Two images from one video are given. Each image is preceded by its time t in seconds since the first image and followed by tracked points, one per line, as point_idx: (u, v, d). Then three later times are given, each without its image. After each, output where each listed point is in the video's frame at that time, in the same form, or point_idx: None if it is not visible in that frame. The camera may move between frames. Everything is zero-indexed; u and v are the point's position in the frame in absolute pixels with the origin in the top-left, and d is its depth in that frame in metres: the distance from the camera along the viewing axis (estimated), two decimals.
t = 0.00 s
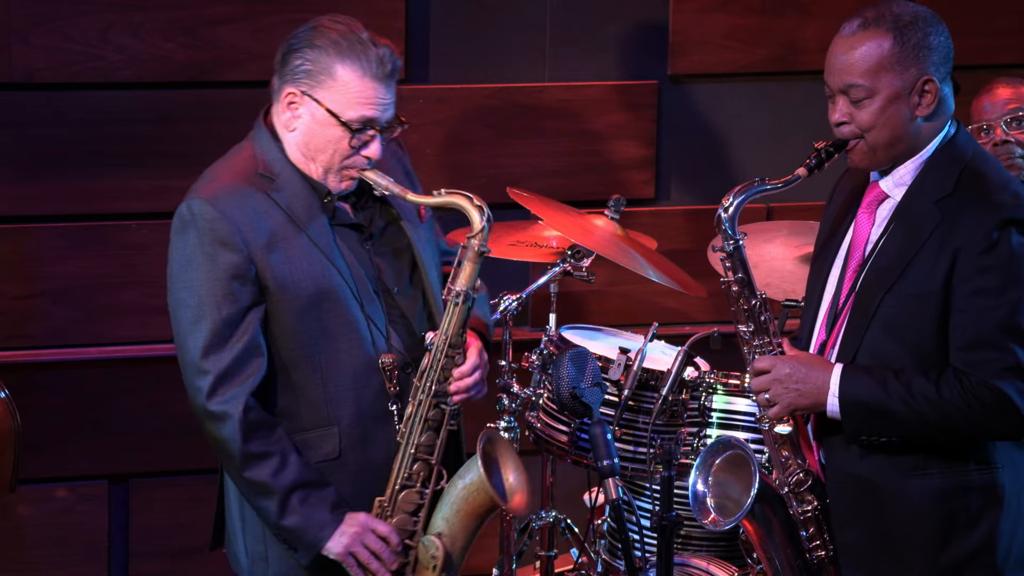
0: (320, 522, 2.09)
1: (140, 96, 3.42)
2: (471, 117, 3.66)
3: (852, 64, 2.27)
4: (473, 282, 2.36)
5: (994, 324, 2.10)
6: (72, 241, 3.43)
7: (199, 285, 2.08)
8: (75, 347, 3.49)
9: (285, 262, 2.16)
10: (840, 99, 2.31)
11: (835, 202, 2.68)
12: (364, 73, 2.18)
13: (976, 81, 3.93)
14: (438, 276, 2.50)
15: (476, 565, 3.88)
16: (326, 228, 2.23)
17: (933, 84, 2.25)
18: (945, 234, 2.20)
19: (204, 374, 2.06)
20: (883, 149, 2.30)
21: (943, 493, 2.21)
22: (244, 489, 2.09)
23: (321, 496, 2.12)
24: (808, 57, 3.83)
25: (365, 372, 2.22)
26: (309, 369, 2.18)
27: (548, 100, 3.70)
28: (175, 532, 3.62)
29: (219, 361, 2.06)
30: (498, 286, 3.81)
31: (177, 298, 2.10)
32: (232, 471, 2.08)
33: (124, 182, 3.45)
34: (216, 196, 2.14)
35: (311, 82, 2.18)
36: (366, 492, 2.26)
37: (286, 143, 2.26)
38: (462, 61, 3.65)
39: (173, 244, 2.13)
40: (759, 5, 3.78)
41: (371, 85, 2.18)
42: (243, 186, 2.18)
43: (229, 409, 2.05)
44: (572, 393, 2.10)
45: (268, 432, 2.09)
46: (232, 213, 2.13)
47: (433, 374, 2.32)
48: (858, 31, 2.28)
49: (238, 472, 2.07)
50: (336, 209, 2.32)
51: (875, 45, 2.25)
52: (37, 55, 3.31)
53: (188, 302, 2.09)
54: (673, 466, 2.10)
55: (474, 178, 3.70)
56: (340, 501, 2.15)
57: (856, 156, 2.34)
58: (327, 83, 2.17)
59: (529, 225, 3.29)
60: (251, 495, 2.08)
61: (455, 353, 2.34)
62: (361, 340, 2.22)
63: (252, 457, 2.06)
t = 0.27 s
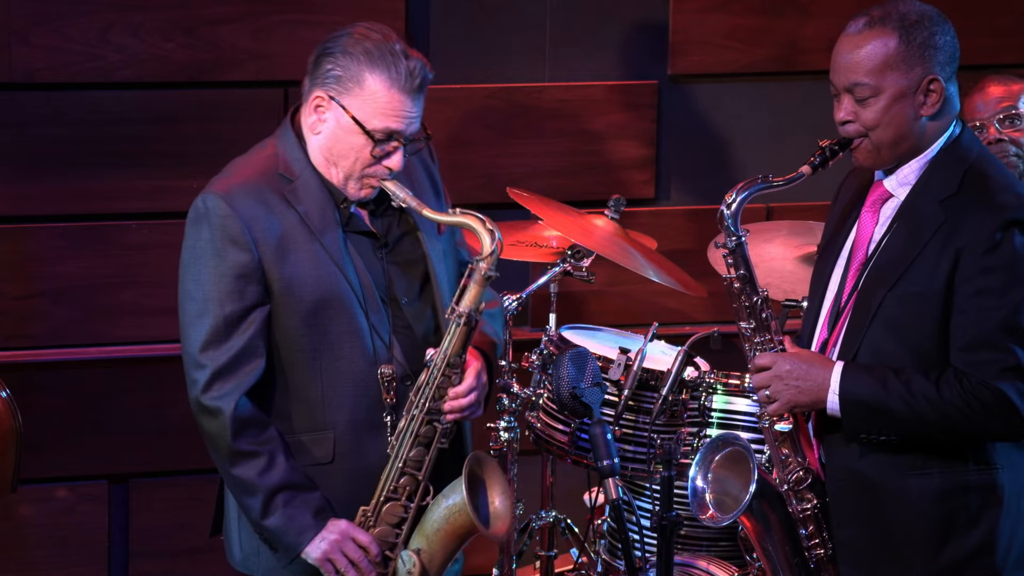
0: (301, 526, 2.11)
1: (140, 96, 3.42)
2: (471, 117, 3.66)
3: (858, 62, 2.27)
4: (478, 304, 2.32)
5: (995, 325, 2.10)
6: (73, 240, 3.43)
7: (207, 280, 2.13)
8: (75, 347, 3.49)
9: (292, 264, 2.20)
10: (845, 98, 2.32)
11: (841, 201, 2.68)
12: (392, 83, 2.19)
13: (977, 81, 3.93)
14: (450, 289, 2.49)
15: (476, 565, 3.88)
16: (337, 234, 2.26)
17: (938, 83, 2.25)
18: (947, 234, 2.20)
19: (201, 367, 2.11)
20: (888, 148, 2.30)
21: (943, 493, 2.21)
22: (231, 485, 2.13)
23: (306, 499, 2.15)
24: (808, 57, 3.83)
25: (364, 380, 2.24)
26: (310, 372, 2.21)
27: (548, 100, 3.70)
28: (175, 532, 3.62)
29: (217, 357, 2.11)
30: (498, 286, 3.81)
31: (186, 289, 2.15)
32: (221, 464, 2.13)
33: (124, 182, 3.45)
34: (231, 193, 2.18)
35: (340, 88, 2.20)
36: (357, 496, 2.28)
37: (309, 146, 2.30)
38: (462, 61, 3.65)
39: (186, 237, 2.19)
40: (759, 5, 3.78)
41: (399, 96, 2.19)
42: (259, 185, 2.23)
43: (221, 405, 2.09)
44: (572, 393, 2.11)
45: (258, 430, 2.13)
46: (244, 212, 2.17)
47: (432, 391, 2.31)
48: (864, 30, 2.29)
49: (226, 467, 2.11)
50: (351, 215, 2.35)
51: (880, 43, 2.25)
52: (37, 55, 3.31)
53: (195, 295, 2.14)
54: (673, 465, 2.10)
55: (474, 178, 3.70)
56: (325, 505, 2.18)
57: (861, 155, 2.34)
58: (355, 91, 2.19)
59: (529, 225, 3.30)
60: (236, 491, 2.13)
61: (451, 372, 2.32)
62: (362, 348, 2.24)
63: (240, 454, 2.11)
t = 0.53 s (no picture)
0: (295, 524, 2.12)
1: (140, 96, 3.42)
2: (471, 117, 3.66)
3: (862, 61, 2.26)
4: (483, 313, 2.37)
5: (996, 325, 2.10)
6: (72, 240, 3.43)
7: (215, 275, 2.15)
8: (75, 347, 3.49)
9: (300, 263, 2.21)
10: (848, 96, 2.32)
11: (844, 201, 2.68)
12: (409, 88, 2.21)
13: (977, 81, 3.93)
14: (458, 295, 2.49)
15: (476, 565, 3.88)
16: (347, 235, 2.26)
17: (942, 83, 2.25)
18: (948, 234, 2.20)
19: (204, 361, 2.12)
20: (891, 147, 2.30)
21: (942, 492, 2.21)
22: (228, 479, 2.15)
23: (301, 498, 2.16)
24: (808, 57, 3.83)
25: (366, 383, 2.25)
26: (313, 372, 2.22)
27: (548, 100, 3.70)
28: (175, 532, 3.62)
29: (220, 352, 2.12)
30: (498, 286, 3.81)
31: (194, 282, 2.17)
32: (219, 459, 2.14)
33: (125, 182, 3.45)
34: (243, 189, 2.20)
35: (357, 90, 2.22)
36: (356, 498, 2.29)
37: (325, 147, 2.31)
38: (461, 61, 3.65)
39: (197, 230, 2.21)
40: (759, 5, 3.77)
41: (415, 101, 2.21)
42: (271, 183, 2.24)
43: (221, 400, 2.10)
44: (572, 393, 2.11)
45: (257, 426, 2.14)
46: (255, 209, 2.19)
47: (433, 394, 2.33)
48: (869, 29, 2.29)
49: (223, 461, 2.12)
50: (361, 217, 2.35)
51: (884, 42, 2.25)
52: (37, 55, 3.31)
53: (202, 289, 2.16)
54: (673, 465, 2.10)
55: (474, 178, 3.70)
56: (320, 504, 2.19)
57: (863, 154, 2.34)
58: (372, 93, 2.21)
59: (529, 225, 3.30)
60: (234, 486, 2.14)
61: (453, 380, 2.33)
62: (366, 350, 2.25)
63: (239, 449, 2.12)
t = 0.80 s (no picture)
0: (294, 527, 2.12)
1: (140, 96, 3.42)
2: (471, 117, 3.66)
3: (863, 60, 2.27)
4: (487, 324, 2.33)
5: (995, 325, 2.10)
6: (72, 240, 3.43)
7: (222, 277, 2.15)
8: (75, 347, 3.48)
9: (306, 267, 2.21)
10: (849, 96, 2.31)
11: (845, 200, 2.68)
12: (422, 98, 2.21)
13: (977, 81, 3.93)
14: (465, 304, 2.48)
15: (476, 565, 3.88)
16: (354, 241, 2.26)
17: (943, 83, 2.25)
18: (948, 234, 2.20)
19: (208, 363, 2.13)
20: (891, 146, 2.30)
21: (941, 491, 2.21)
22: (228, 481, 2.15)
23: (300, 502, 2.16)
24: (808, 57, 3.83)
25: (369, 389, 2.25)
26: (317, 377, 2.22)
27: (548, 100, 3.70)
28: (174, 532, 3.61)
29: (224, 354, 2.13)
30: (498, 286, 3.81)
31: (202, 284, 2.18)
32: (221, 460, 2.14)
33: (124, 182, 3.45)
34: (251, 192, 2.20)
35: (370, 99, 2.22)
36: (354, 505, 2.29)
37: (336, 153, 2.32)
38: (461, 61, 3.65)
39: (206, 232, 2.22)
40: (759, 5, 3.78)
41: (427, 112, 2.21)
42: (281, 186, 2.25)
43: (224, 403, 2.11)
44: (572, 393, 2.11)
45: (260, 429, 2.15)
46: (263, 212, 2.19)
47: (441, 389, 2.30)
48: (870, 28, 2.29)
49: (224, 463, 2.13)
50: (370, 224, 2.35)
51: (885, 42, 2.25)
52: (37, 55, 3.32)
53: (209, 291, 2.16)
54: (674, 465, 2.10)
55: (474, 178, 3.70)
56: (319, 509, 2.19)
57: (864, 154, 2.34)
58: (384, 102, 2.21)
59: (529, 225, 3.29)
60: (234, 488, 2.14)
61: (456, 390, 2.32)
62: (370, 357, 2.24)
63: (240, 452, 2.12)
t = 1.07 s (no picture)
0: (291, 524, 2.13)
1: (141, 96, 3.42)
2: (471, 117, 3.66)
3: (862, 59, 2.27)
4: (492, 327, 2.38)
5: (993, 324, 2.10)
6: (72, 240, 3.43)
7: (228, 270, 2.15)
8: (75, 347, 3.49)
9: (311, 263, 2.21)
10: (848, 95, 2.32)
11: (845, 200, 2.68)
12: (434, 100, 2.20)
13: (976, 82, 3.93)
14: (468, 307, 2.48)
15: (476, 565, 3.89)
16: (360, 240, 2.27)
17: (942, 82, 2.25)
18: (947, 233, 2.20)
19: (211, 356, 2.12)
20: (890, 146, 2.30)
21: (938, 490, 2.21)
22: (227, 475, 2.15)
23: (297, 499, 2.16)
24: (808, 57, 3.83)
25: (370, 388, 2.25)
26: (319, 374, 2.22)
27: (548, 100, 3.70)
28: (174, 532, 3.62)
29: (227, 348, 2.12)
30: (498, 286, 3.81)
31: (206, 276, 2.18)
32: (219, 454, 2.14)
33: (125, 182, 3.45)
34: (259, 187, 2.21)
35: (382, 98, 2.22)
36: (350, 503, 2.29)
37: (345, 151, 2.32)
38: (461, 60, 3.65)
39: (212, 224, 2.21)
40: (759, 5, 3.78)
41: (440, 114, 2.20)
42: (289, 182, 2.25)
43: (226, 396, 2.11)
44: (572, 393, 2.11)
45: (260, 425, 2.14)
46: (270, 207, 2.20)
47: (439, 399, 2.33)
48: (869, 28, 2.29)
49: (223, 456, 2.12)
50: (376, 224, 2.36)
51: (884, 41, 2.25)
52: (37, 55, 3.31)
53: (213, 283, 2.16)
54: (673, 465, 2.10)
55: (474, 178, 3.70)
56: (316, 506, 2.19)
57: (863, 153, 2.34)
58: (397, 102, 2.21)
59: (529, 225, 3.30)
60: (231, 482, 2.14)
61: (458, 392, 2.35)
62: (373, 355, 2.25)
63: (240, 446, 2.12)
